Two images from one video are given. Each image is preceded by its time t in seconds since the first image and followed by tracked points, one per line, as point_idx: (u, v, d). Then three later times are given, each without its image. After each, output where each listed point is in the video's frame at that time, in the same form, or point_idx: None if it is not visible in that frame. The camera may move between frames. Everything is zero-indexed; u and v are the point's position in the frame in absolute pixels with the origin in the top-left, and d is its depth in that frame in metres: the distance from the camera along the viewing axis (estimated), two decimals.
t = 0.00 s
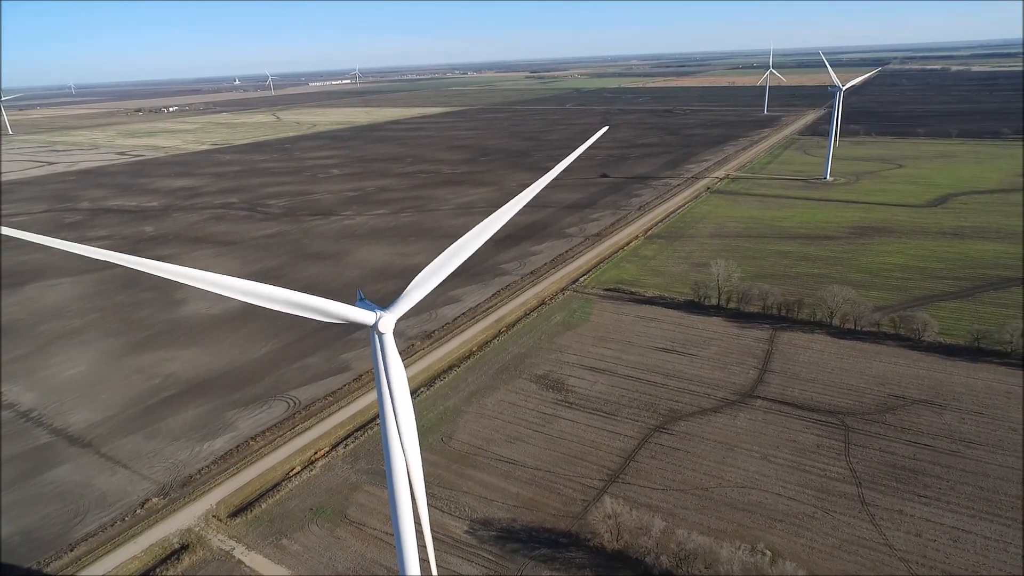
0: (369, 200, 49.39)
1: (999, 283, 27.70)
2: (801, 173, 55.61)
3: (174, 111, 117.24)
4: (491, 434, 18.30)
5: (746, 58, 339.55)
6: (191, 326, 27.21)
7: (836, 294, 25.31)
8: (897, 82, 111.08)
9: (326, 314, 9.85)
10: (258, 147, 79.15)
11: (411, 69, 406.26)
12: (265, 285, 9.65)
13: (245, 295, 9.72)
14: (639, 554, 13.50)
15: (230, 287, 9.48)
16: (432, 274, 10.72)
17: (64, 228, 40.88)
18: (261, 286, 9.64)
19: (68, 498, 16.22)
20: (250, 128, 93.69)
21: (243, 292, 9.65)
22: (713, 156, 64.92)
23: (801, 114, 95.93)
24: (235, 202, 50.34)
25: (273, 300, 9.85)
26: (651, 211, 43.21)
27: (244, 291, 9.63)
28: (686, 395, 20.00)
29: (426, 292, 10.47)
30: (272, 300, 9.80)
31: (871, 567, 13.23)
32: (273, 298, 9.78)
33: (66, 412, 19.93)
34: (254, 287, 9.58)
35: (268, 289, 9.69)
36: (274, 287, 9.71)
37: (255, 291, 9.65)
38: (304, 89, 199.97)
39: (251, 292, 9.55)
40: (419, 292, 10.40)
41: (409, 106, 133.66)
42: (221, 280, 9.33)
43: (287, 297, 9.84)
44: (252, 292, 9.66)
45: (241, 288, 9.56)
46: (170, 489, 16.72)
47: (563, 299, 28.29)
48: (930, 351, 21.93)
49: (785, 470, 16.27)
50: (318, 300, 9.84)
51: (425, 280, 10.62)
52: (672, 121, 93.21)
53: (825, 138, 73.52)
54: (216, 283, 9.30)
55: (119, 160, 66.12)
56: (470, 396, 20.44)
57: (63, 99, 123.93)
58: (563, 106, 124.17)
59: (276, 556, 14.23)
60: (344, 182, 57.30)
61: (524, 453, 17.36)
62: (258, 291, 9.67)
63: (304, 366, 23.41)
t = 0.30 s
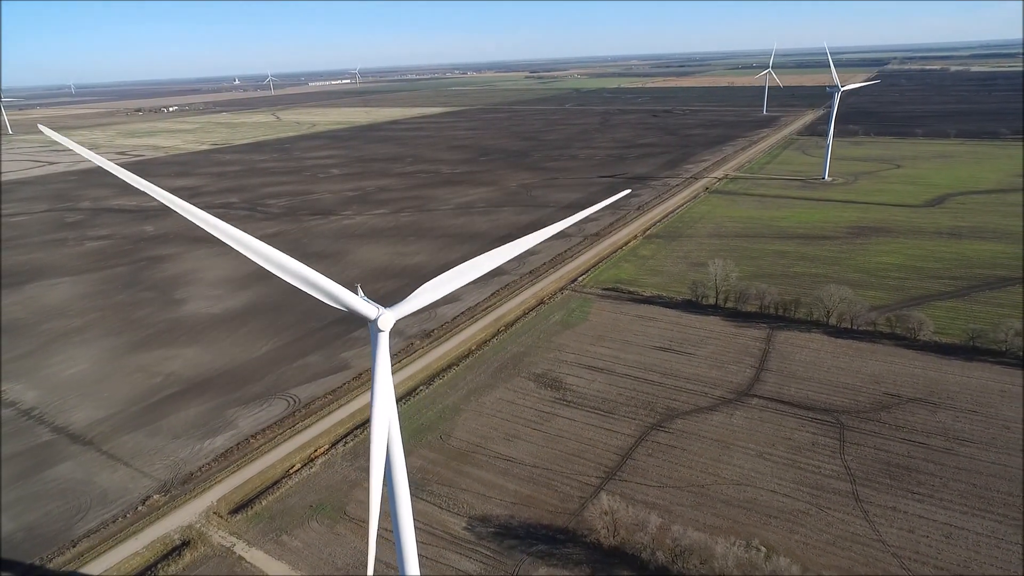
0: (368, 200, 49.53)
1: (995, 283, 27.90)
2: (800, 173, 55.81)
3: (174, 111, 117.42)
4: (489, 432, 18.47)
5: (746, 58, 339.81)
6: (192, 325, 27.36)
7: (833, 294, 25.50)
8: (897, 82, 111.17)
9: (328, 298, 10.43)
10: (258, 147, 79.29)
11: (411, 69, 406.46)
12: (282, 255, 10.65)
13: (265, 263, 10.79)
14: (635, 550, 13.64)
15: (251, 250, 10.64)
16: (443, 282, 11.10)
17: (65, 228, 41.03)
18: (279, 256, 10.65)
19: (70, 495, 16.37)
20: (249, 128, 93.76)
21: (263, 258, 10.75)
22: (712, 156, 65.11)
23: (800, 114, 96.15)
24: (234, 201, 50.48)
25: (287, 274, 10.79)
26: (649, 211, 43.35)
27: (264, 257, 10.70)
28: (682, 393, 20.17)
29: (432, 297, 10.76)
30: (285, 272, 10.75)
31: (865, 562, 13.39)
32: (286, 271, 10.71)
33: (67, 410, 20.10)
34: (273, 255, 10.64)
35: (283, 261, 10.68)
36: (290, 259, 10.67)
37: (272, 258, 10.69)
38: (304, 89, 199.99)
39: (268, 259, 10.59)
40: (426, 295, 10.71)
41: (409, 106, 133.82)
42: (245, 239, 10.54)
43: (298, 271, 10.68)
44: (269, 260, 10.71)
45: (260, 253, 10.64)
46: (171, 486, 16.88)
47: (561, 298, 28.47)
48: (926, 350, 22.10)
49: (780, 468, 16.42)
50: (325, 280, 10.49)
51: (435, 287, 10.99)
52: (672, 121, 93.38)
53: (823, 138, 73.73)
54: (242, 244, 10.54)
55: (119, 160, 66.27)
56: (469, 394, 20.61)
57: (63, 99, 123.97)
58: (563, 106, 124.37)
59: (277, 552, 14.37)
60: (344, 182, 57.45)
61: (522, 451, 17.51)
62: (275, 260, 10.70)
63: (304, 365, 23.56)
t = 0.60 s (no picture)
0: (368, 200, 49.67)
1: (991, 282, 28.07)
2: (799, 173, 55.96)
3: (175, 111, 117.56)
4: (488, 429, 18.64)
5: (746, 58, 339.84)
6: (193, 324, 27.53)
7: (830, 293, 25.66)
8: (897, 82, 111.19)
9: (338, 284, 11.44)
10: (258, 147, 79.43)
11: (411, 69, 406.53)
12: (309, 234, 11.76)
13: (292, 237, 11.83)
14: (632, 545, 13.81)
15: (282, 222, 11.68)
16: (444, 298, 12.03)
17: (66, 227, 41.23)
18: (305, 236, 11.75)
19: (74, 492, 16.54)
20: (250, 128, 93.91)
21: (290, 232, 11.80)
22: (712, 156, 65.26)
23: (800, 114, 96.28)
24: (235, 201, 50.65)
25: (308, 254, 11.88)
26: (648, 212, 43.46)
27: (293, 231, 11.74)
28: (680, 391, 20.34)
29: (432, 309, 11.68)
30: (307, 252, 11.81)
31: (860, 557, 13.55)
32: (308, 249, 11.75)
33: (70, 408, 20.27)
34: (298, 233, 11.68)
35: (308, 238, 11.78)
36: (316, 239, 11.76)
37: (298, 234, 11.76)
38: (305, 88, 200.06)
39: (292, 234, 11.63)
40: (427, 306, 11.61)
41: (409, 106, 133.95)
42: (281, 209, 11.66)
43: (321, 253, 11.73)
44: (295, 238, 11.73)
45: (290, 225, 11.72)
46: (173, 483, 17.04)
47: (560, 297, 28.65)
48: (922, 349, 22.26)
49: (776, 465, 16.59)
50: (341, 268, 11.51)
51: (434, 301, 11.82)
52: (671, 121, 93.49)
53: (823, 138, 73.89)
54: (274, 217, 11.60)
55: (120, 160, 66.43)
56: (468, 392, 20.79)
57: (63, 99, 124.19)
58: (563, 106, 124.52)
59: (278, 548, 14.53)
60: (344, 181, 57.59)
61: (521, 448, 17.68)
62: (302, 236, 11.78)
63: (304, 363, 23.72)
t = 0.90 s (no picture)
0: (367, 199, 49.81)
1: (987, 281, 28.21)
2: (797, 173, 56.04)
3: (175, 111, 117.59)
4: (488, 427, 18.80)
5: (745, 58, 339.70)
6: (193, 323, 27.68)
7: (827, 292, 25.79)
8: (896, 82, 111.25)
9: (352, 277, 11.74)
10: (257, 147, 79.49)
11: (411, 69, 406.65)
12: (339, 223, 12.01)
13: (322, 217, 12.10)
14: (629, 540, 13.97)
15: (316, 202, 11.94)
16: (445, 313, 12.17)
17: (66, 227, 41.40)
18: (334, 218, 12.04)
19: (76, 489, 16.70)
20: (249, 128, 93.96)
21: (321, 213, 12.12)
22: (710, 156, 65.34)
23: (798, 114, 96.28)
24: (235, 201, 50.77)
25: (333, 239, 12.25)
26: (647, 211, 43.58)
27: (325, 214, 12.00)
28: (678, 389, 20.51)
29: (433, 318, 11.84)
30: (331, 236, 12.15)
31: (854, 552, 13.71)
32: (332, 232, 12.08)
33: (72, 406, 20.40)
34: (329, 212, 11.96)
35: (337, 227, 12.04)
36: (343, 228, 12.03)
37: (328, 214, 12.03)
38: (304, 88, 199.93)
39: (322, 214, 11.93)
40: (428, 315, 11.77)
41: (408, 106, 133.90)
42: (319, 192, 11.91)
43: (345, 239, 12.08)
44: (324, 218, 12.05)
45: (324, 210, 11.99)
46: (175, 480, 17.18)
47: (559, 296, 28.80)
48: (918, 347, 22.42)
49: (773, 462, 16.76)
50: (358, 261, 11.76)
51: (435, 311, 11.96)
52: (670, 121, 93.51)
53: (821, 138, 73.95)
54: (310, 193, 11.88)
55: (120, 160, 66.54)
56: (467, 390, 20.94)
57: (62, 98, 124.11)
58: (563, 106, 124.56)
59: (280, 544, 14.67)
60: (343, 181, 57.72)
61: (520, 445, 17.84)
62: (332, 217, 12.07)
63: (305, 362, 23.86)
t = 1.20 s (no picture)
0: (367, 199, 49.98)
1: (983, 280, 28.40)
2: (795, 172, 56.28)
3: (175, 111, 118.02)
4: (487, 425, 18.97)
5: (744, 58, 339.89)
6: (195, 322, 27.87)
7: (824, 291, 25.97)
8: (895, 82, 111.49)
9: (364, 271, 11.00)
10: (258, 147, 79.76)
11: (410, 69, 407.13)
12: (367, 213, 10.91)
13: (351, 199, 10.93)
14: (626, 536, 14.14)
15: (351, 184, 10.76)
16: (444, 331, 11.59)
17: (68, 226, 41.63)
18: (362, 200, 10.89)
19: (79, 486, 16.89)
20: (249, 128, 94.24)
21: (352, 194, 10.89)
22: (709, 155, 65.59)
23: (797, 113, 96.53)
24: (235, 200, 51.00)
25: (352, 220, 11.28)
26: (646, 211, 43.74)
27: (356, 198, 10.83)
28: (676, 387, 20.68)
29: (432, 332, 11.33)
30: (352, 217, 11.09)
31: (849, 547, 13.87)
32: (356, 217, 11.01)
33: (73, 404, 20.56)
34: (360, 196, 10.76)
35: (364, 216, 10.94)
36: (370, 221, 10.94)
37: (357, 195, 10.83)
38: (304, 87, 199.94)
39: (350, 197, 10.75)
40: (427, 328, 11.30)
41: (408, 106, 134.20)
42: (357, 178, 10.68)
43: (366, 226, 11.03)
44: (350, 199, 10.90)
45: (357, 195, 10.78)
46: (177, 477, 17.34)
47: (558, 295, 28.96)
48: (914, 345, 22.62)
49: (769, 459, 16.92)
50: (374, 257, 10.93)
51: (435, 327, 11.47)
52: (669, 121, 93.75)
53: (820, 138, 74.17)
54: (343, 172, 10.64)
55: (120, 160, 66.77)
56: (467, 388, 21.11)
57: (61, 97, 124.12)
58: (562, 105, 124.76)
59: (281, 540, 14.83)
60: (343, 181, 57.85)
61: (519, 443, 17.99)
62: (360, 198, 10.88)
63: (305, 361, 24.04)
